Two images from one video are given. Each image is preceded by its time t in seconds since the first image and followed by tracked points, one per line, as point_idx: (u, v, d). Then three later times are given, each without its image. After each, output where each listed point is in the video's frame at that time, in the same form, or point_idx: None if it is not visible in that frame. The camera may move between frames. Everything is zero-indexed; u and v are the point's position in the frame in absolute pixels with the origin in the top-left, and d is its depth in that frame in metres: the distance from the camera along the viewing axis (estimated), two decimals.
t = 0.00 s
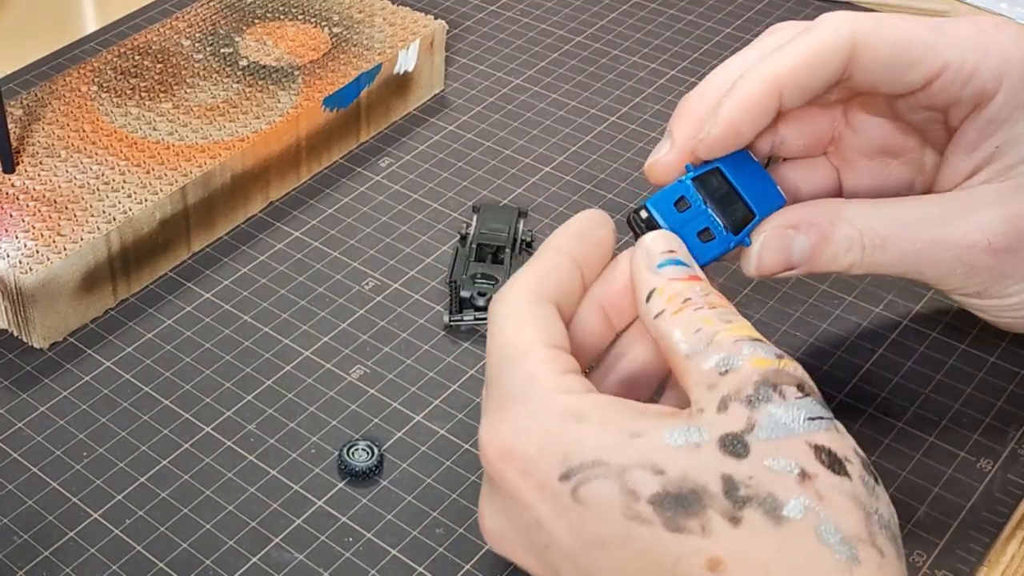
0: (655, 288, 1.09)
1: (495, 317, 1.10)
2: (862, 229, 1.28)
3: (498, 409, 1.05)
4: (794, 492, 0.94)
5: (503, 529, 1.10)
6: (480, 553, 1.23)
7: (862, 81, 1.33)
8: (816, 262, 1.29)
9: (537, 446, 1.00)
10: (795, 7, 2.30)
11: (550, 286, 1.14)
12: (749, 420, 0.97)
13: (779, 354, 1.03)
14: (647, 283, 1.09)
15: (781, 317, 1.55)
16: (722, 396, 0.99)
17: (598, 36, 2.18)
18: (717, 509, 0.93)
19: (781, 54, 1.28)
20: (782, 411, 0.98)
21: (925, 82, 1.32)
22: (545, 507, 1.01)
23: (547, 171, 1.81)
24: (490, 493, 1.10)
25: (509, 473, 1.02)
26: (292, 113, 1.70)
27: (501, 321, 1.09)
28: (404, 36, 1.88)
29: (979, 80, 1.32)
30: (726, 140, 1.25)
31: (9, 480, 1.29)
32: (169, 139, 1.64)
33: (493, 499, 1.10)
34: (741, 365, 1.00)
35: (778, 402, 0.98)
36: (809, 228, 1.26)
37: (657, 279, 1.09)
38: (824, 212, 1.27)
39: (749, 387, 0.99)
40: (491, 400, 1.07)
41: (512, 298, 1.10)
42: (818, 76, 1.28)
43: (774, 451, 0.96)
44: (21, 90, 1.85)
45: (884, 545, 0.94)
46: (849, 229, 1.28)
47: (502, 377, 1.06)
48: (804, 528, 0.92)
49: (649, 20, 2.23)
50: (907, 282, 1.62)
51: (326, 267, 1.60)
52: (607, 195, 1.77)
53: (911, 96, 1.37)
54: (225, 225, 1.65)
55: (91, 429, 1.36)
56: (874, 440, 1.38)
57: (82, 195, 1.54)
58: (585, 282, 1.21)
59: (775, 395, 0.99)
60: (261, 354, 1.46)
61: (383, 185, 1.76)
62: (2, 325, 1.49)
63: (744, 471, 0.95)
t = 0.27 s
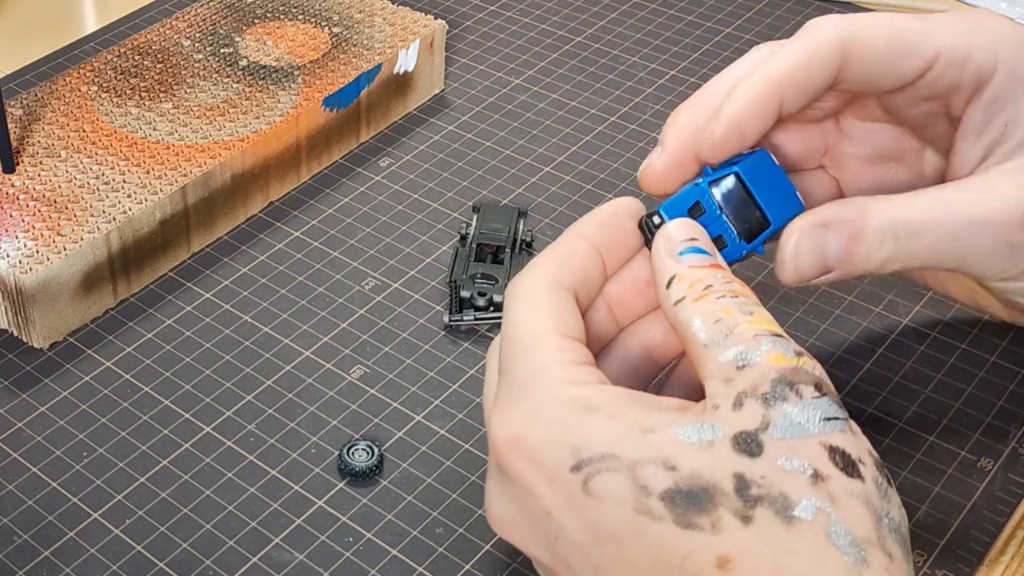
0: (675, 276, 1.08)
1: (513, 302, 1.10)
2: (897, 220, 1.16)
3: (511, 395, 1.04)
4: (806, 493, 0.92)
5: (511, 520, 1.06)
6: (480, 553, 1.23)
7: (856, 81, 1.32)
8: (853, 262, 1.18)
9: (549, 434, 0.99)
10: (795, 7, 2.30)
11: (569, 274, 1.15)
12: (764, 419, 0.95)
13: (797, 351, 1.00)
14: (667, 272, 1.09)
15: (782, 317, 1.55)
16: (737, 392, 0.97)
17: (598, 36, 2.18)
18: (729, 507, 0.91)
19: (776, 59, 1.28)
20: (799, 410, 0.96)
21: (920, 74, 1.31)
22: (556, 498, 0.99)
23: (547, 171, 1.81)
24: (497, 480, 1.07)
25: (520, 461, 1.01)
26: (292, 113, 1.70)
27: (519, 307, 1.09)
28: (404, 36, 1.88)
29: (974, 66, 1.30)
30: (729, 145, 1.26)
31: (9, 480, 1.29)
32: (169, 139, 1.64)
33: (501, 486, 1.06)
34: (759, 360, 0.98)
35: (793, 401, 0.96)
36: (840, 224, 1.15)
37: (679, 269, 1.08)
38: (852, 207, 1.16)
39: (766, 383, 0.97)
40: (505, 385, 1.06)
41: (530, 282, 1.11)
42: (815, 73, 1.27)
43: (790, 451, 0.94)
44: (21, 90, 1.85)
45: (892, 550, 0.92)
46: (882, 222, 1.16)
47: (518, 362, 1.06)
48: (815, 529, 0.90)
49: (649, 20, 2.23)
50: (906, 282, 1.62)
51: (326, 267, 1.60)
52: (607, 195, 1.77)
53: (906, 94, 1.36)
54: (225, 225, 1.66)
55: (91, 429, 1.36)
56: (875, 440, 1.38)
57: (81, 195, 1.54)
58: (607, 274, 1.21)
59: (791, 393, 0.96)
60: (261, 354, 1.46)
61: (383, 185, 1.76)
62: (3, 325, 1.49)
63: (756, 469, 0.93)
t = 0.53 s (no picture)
0: (706, 273, 1.06)
1: (539, 279, 1.07)
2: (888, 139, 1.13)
3: (537, 373, 1.01)
4: (837, 490, 0.89)
5: (532, 498, 1.03)
6: (480, 553, 1.23)
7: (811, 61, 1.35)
8: (850, 183, 1.11)
9: (578, 413, 0.96)
10: (795, 7, 2.30)
11: (594, 255, 1.12)
12: (798, 415, 0.93)
13: (831, 352, 0.99)
14: (697, 269, 1.07)
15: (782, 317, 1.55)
16: (772, 387, 0.95)
17: (598, 36, 2.18)
18: (759, 498, 0.88)
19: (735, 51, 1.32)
20: (833, 409, 0.94)
21: (863, 52, 1.35)
22: (582, 479, 0.95)
23: (547, 171, 1.81)
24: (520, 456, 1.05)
25: (546, 440, 0.97)
26: (292, 113, 1.70)
27: (546, 285, 1.06)
28: (404, 36, 1.88)
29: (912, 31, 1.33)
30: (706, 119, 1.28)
31: (9, 480, 1.29)
32: (169, 139, 1.64)
33: (524, 463, 1.04)
34: (794, 359, 0.96)
35: (828, 400, 0.94)
36: (833, 140, 1.12)
37: (709, 266, 1.07)
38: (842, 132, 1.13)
39: (802, 381, 0.95)
40: (530, 364, 1.03)
41: (557, 262, 1.08)
42: (772, 51, 1.31)
43: (823, 448, 0.91)
44: (21, 91, 1.85)
45: (916, 553, 0.89)
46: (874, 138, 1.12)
47: (545, 341, 1.02)
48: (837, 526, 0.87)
49: (649, 20, 2.23)
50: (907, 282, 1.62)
51: (326, 267, 1.60)
52: (607, 195, 1.77)
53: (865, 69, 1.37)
54: (225, 225, 1.65)
55: (91, 429, 1.36)
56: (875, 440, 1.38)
57: (81, 195, 1.54)
58: (631, 259, 1.20)
59: (827, 392, 0.94)
60: (261, 354, 1.46)
61: (383, 185, 1.76)
62: (3, 325, 1.49)
63: (789, 463, 0.90)
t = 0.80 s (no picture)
0: (700, 275, 1.06)
1: (538, 280, 1.06)
2: (883, 151, 1.11)
3: (541, 371, 1.00)
4: (848, 487, 0.91)
5: (532, 497, 1.03)
6: (480, 553, 1.23)
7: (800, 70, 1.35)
8: (844, 196, 1.10)
9: (588, 410, 0.96)
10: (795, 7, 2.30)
11: (589, 257, 1.13)
12: (806, 415, 0.94)
13: (830, 355, 1.00)
14: (691, 272, 1.07)
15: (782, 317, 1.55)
16: (776, 387, 0.96)
17: (598, 36, 2.18)
18: (773, 495, 0.89)
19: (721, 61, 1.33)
20: (837, 410, 0.96)
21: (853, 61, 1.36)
22: (591, 476, 0.95)
23: (547, 171, 1.81)
24: (520, 454, 1.04)
25: (554, 437, 0.97)
26: (292, 113, 1.71)
27: (547, 283, 1.05)
28: (404, 36, 1.88)
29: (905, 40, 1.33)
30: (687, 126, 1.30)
31: (9, 480, 1.29)
32: (169, 139, 1.64)
33: (526, 461, 1.03)
34: (795, 361, 0.98)
35: (833, 401, 0.96)
36: (829, 151, 1.10)
37: (702, 270, 1.07)
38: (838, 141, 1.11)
39: (806, 382, 0.97)
40: (534, 361, 1.02)
41: (555, 262, 1.08)
42: (759, 59, 1.32)
43: (832, 447, 0.93)
44: (21, 90, 1.85)
45: (922, 549, 0.92)
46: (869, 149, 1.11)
47: (548, 339, 1.02)
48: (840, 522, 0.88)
49: (649, 20, 2.23)
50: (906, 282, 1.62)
51: (326, 267, 1.60)
52: (607, 196, 1.77)
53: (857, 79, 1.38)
54: (225, 225, 1.66)
55: (91, 429, 1.36)
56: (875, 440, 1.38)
57: (81, 195, 1.54)
58: (624, 261, 1.21)
59: (830, 394, 0.96)
60: (261, 354, 1.46)
61: (383, 185, 1.76)
62: (3, 325, 1.49)
63: (800, 461, 0.92)
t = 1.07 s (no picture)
0: (711, 274, 1.05)
1: (547, 276, 1.03)
2: (884, 166, 1.11)
3: (548, 368, 0.98)
4: (855, 489, 0.90)
5: (536, 494, 1.01)
6: (480, 553, 1.23)
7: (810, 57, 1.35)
8: (846, 214, 1.10)
9: (595, 408, 0.94)
10: (796, 7, 2.30)
11: (597, 252, 1.10)
12: (815, 415, 0.94)
13: (841, 355, 0.99)
14: (702, 269, 1.06)
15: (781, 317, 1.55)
16: (786, 387, 0.95)
17: (598, 36, 2.18)
18: (779, 495, 0.89)
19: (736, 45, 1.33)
20: (847, 411, 0.95)
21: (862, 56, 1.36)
22: (597, 474, 0.94)
23: (547, 171, 1.81)
24: (525, 450, 1.03)
25: (560, 434, 0.95)
26: (292, 113, 1.71)
27: (556, 278, 1.03)
28: (404, 36, 1.89)
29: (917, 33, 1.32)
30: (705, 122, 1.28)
31: (9, 480, 1.29)
32: (169, 139, 1.64)
33: (531, 458, 1.01)
34: (806, 360, 0.97)
35: (842, 401, 0.95)
36: (831, 169, 1.10)
37: (713, 266, 1.06)
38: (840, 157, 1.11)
39: (816, 382, 0.96)
40: (541, 357, 1.00)
41: (563, 257, 1.06)
42: (770, 50, 1.32)
43: (840, 448, 0.93)
44: (21, 90, 1.85)
45: (927, 553, 0.92)
46: (873, 166, 1.10)
47: (555, 334, 0.99)
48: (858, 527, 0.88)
49: (649, 20, 2.23)
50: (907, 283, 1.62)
51: (326, 267, 1.60)
52: (607, 195, 1.77)
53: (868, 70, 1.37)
54: (225, 225, 1.65)
55: (91, 429, 1.36)
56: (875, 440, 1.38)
57: (81, 195, 1.54)
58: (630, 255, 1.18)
59: (840, 394, 0.95)
60: (261, 354, 1.46)
61: (383, 185, 1.76)
62: (3, 325, 1.49)
63: (808, 461, 0.91)
